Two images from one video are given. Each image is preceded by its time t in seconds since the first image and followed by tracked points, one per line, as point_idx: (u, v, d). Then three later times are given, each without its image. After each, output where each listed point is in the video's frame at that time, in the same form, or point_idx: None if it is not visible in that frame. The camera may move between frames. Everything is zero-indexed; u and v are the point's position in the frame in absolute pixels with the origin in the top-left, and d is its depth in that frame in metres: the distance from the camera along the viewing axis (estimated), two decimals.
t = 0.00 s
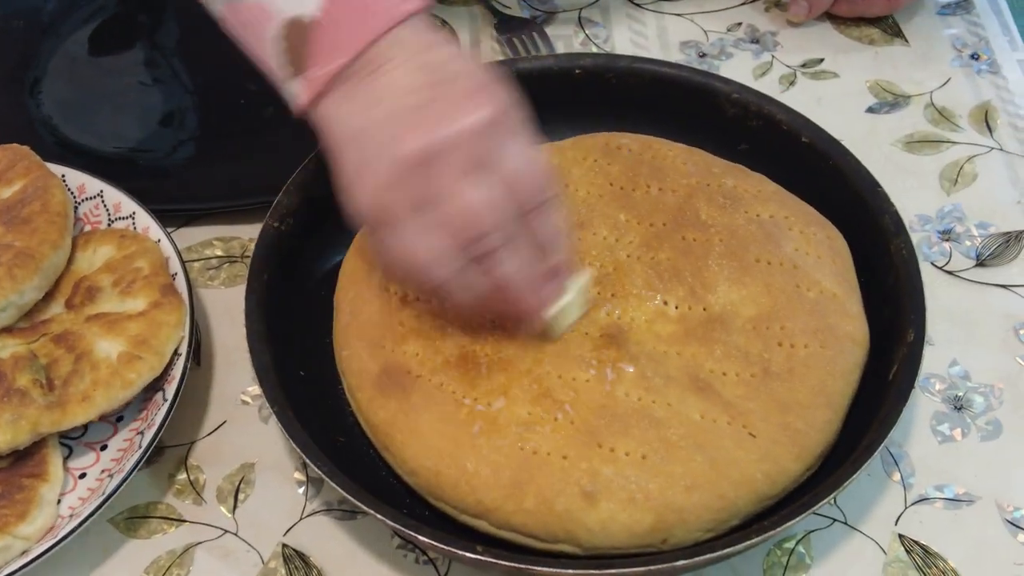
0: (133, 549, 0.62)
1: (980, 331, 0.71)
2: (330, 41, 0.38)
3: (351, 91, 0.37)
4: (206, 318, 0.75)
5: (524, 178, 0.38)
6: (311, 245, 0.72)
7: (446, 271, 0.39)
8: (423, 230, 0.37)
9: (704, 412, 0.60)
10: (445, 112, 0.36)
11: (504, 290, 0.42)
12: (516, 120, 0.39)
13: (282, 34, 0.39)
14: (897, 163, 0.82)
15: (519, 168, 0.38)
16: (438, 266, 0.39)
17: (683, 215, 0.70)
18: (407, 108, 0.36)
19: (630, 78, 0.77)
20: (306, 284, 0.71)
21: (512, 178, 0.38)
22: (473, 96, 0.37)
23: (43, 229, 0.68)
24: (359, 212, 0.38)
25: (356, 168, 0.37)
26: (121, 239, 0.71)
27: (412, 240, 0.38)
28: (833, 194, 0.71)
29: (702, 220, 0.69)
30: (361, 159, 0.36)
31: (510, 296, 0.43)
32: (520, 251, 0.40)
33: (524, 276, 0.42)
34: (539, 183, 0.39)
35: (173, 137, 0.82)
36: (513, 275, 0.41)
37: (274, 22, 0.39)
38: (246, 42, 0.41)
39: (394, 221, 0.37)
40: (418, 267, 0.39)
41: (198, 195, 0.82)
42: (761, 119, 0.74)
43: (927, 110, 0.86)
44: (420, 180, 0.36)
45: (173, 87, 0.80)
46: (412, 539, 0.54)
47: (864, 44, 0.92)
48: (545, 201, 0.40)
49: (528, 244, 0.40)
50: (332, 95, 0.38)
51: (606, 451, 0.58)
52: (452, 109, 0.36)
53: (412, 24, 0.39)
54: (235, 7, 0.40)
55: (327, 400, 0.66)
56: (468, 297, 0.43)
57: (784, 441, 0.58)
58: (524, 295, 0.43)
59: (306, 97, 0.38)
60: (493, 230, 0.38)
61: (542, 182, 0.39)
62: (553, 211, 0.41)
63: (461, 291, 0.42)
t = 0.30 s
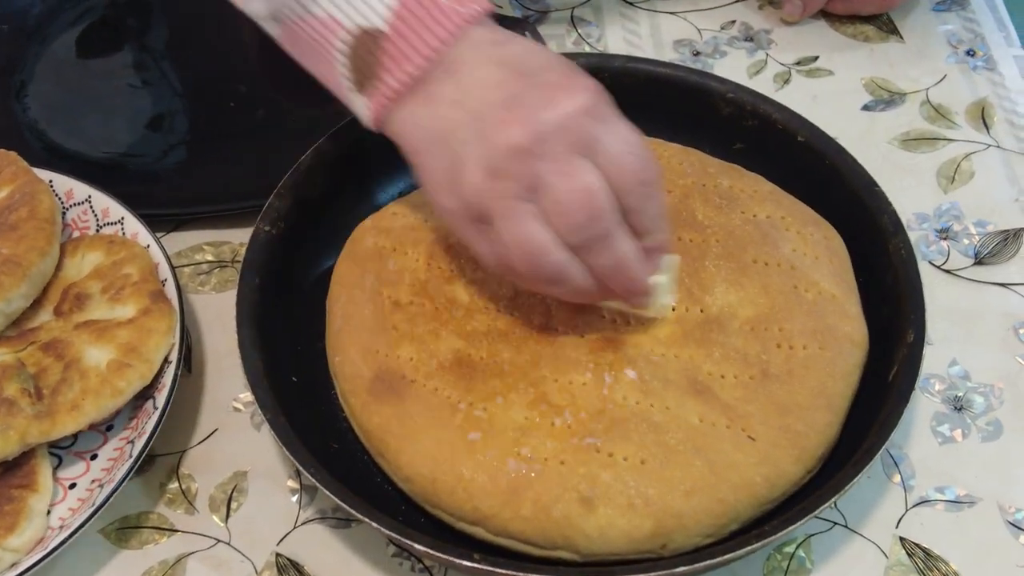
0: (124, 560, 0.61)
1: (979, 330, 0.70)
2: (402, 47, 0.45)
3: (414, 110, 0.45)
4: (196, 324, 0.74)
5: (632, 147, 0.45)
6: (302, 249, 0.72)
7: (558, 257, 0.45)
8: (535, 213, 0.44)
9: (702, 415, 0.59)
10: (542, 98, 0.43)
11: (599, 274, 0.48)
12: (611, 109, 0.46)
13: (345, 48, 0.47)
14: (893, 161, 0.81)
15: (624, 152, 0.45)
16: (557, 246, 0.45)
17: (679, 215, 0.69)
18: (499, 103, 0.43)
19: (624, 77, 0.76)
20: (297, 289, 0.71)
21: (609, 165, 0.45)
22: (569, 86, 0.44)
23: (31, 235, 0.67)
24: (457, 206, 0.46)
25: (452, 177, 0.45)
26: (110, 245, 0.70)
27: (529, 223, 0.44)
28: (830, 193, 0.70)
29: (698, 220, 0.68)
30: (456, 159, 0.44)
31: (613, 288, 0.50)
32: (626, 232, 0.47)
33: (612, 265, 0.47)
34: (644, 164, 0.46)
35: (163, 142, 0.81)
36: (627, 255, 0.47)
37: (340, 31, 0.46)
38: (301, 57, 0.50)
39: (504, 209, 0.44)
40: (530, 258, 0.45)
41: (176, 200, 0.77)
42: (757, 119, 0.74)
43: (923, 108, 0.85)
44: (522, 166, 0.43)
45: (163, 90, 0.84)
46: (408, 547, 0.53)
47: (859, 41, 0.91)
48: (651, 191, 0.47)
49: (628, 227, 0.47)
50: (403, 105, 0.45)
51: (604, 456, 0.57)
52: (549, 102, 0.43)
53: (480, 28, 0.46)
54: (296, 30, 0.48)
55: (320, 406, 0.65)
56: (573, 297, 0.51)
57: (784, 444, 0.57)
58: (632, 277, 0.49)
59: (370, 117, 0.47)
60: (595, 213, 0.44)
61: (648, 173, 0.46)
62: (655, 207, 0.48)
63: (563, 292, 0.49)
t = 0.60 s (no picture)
0: (124, 557, 0.61)
1: (982, 321, 0.70)
2: (427, 112, 0.36)
3: (435, 174, 0.34)
4: (195, 319, 0.73)
5: (664, 253, 0.33)
6: (302, 244, 0.71)
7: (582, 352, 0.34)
8: (555, 312, 0.32)
9: (706, 408, 0.59)
10: (570, 184, 0.31)
11: (636, 372, 0.39)
12: (642, 200, 0.34)
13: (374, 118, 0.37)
14: (894, 152, 0.81)
15: (632, 271, 0.32)
16: (580, 347, 0.34)
17: (680, 207, 0.69)
18: (521, 188, 0.31)
19: (623, 69, 0.76)
20: (297, 284, 0.70)
21: (650, 261, 0.33)
22: (597, 176, 0.32)
23: (27, 231, 0.67)
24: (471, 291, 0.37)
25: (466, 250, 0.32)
26: (107, 240, 0.69)
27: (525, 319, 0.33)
28: (831, 184, 0.70)
29: (700, 213, 0.68)
30: (462, 250, 0.32)
31: (644, 376, 0.41)
32: (663, 328, 0.36)
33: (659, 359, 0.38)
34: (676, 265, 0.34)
35: (159, 137, 0.81)
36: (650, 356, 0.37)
37: (369, 94, 0.36)
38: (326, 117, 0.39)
39: (524, 303, 0.32)
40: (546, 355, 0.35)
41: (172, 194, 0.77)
42: (757, 110, 0.73)
43: (924, 99, 0.85)
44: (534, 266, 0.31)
45: (159, 87, 0.84)
46: (411, 542, 0.52)
47: (859, 33, 0.91)
48: (685, 291, 0.35)
49: (669, 322, 0.36)
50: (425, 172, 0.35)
51: (607, 450, 0.57)
52: (584, 184, 0.32)
53: (519, 88, 0.37)
54: (322, 80, 0.37)
55: (321, 402, 0.65)
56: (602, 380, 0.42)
57: (788, 437, 0.57)
58: (659, 372, 0.40)
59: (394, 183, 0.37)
60: (631, 316, 0.33)
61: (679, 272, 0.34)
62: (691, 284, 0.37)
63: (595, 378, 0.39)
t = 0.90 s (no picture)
0: (125, 559, 0.61)
1: (977, 321, 0.70)
2: (372, 155, 0.33)
3: (400, 228, 0.32)
4: (193, 322, 0.74)
5: (614, 340, 0.31)
6: (300, 248, 0.71)
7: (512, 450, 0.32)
8: (473, 399, 0.31)
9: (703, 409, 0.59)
10: (515, 271, 0.29)
11: (572, 470, 0.35)
12: (601, 287, 0.31)
13: (332, 153, 0.34)
14: (889, 153, 0.81)
15: (610, 337, 0.30)
16: (499, 442, 0.32)
17: (677, 209, 0.69)
18: (468, 267, 0.29)
19: (619, 72, 0.76)
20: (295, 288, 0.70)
21: (582, 368, 0.30)
22: (556, 260, 0.29)
23: (26, 235, 0.67)
24: (431, 364, 0.31)
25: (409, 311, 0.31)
26: (105, 244, 0.69)
27: (458, 397, 0.31)
28: (826, 185, 0.70)
29: (696, 215, 0.68)
30: (425, 309, 0.30)
31: (580, 476, 0.37)
32: (593, 435, 0.34)
33: (594, 455, 0.34)
34: (622, 362, 0.31)
35: (156, 140, 0.81)
36: (590, 461, 0.35)
37: (327, 137, 0.34)
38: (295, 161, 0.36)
39: (454, 390, 0.31)
40: (470, 443, 0.33)
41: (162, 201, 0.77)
42: (753, 112, 0.74)
43: (919, 100, 0.85)
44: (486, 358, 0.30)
45: (155, 89, 0.84)
46: (411, 545, 0.53)
47: (853, 34, 0.91)
48: (629, 393, 0.32)
49: (599, 428, 0.33)
50: (381, 228, 0.32)
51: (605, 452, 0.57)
52: (522, 269, 0.29)
53: (492, 143, 0.33)
54: (286, 117, 0.34)
55: (320, 405, 0.65)
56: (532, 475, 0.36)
57: (784, 438, 0.57)
58: (596, 473, 0.36)
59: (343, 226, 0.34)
60: (543, 415, 0.31)
61: (629, 374, 0.31)
62: (620, 345, 0.31)
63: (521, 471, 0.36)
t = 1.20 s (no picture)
0: (107, 564, 0.60)
1: (964, 320, 0.70)
2: (338, 150, 0.35)
3: (345, 222, 0.34)
4: (177, 324, 0.73)
5: (555, 344, 0.34)
6: (286, 249, 0.71)
7: (475, 445, 0.36)
8: (426, 399, 0.34)
9: (688, 411, 0.59)
10: (462, 268, 0.32)
11: (522, 474, 0.40)
12: (551, 287, 0.34)
13: (287, 136, 0.38)
14: (877, 151, 0.81)
15: (551, 341, 0.33)
16: (439, 440, 0.35)
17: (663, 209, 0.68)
18: (422, 258, 0.32)
19: (605, 71, 0.76)
20: (278, 289, 0.70)
21: (534, 362, 0.33)
22: (501, 255, 0.32)
23: (8, 238, 0.66)
24: (360, 355, 0.35)
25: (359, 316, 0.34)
26: (88, 247, 0.69)
27: (413, 396, 0.34)
28: (813, 186, 0.70)
29: (682, 216, 0.68)
30: (362, 301, 0.34)
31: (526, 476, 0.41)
32: (524, 430, 0.37)
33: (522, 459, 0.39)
34: (565, 353, 0.34)
35: (147, 142, 0.80)
36: (522, 463, 0.39)
37: (281, 123, 0.38)
38: (248, 139, 0.40)
39: (398, 385, 0.34)
40: (413, 440, 0.36)
41: (149, 202, 0.79)
42: (739, 111, 0.73)
43: (907, 98, 0.85)
44: (423, 347, 0.32)
45: (146, 90, 0.79)
46: (394, 548, 0.52)
47: (841, 32, 0.91)
48: (576, 379, 0.35)
49: (524, 420, 0.36)
50: (333, 215, 0.35)
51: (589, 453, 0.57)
52: (478, 264, 0.32)
53: (445, 135, 0.36)
54: (240, 101, 0.39)
55: (303, 407, 0.64)
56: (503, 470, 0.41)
57: (770, 439, 0.57)
58: (525, 476, 0.41)
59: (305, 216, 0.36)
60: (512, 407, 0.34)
61: (574, 377, 0.35)
62: (568, 369, 0.35)
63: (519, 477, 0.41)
